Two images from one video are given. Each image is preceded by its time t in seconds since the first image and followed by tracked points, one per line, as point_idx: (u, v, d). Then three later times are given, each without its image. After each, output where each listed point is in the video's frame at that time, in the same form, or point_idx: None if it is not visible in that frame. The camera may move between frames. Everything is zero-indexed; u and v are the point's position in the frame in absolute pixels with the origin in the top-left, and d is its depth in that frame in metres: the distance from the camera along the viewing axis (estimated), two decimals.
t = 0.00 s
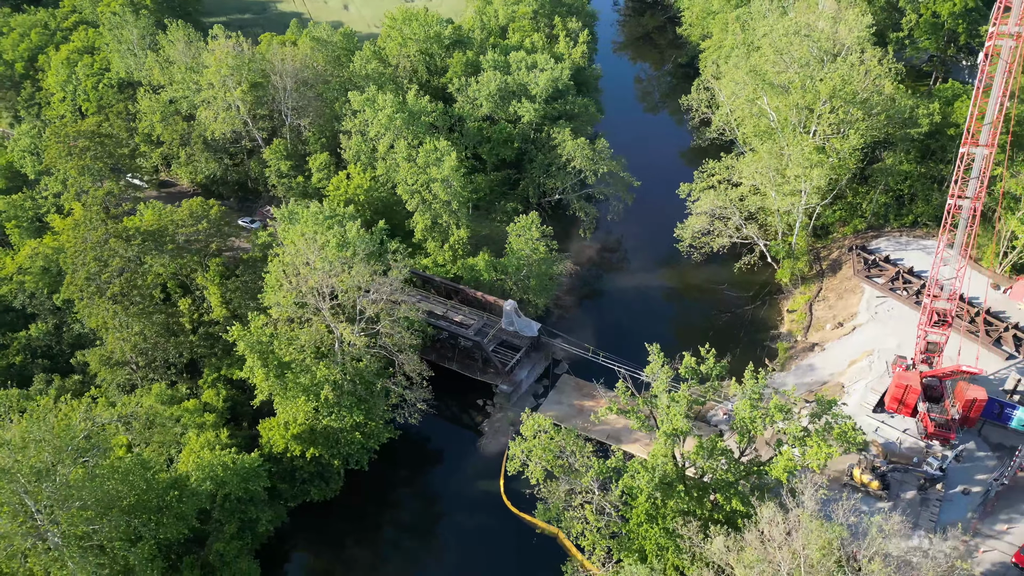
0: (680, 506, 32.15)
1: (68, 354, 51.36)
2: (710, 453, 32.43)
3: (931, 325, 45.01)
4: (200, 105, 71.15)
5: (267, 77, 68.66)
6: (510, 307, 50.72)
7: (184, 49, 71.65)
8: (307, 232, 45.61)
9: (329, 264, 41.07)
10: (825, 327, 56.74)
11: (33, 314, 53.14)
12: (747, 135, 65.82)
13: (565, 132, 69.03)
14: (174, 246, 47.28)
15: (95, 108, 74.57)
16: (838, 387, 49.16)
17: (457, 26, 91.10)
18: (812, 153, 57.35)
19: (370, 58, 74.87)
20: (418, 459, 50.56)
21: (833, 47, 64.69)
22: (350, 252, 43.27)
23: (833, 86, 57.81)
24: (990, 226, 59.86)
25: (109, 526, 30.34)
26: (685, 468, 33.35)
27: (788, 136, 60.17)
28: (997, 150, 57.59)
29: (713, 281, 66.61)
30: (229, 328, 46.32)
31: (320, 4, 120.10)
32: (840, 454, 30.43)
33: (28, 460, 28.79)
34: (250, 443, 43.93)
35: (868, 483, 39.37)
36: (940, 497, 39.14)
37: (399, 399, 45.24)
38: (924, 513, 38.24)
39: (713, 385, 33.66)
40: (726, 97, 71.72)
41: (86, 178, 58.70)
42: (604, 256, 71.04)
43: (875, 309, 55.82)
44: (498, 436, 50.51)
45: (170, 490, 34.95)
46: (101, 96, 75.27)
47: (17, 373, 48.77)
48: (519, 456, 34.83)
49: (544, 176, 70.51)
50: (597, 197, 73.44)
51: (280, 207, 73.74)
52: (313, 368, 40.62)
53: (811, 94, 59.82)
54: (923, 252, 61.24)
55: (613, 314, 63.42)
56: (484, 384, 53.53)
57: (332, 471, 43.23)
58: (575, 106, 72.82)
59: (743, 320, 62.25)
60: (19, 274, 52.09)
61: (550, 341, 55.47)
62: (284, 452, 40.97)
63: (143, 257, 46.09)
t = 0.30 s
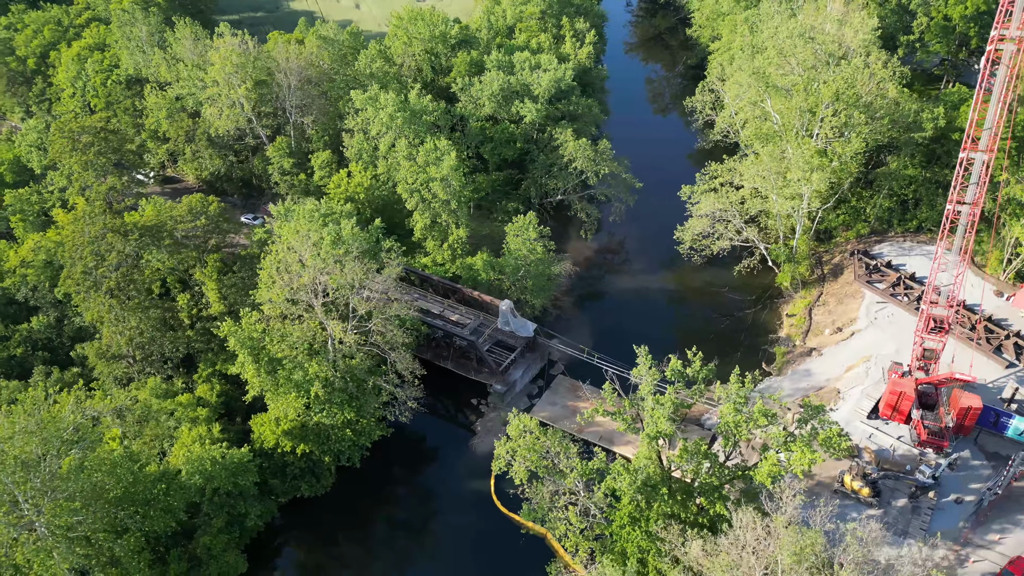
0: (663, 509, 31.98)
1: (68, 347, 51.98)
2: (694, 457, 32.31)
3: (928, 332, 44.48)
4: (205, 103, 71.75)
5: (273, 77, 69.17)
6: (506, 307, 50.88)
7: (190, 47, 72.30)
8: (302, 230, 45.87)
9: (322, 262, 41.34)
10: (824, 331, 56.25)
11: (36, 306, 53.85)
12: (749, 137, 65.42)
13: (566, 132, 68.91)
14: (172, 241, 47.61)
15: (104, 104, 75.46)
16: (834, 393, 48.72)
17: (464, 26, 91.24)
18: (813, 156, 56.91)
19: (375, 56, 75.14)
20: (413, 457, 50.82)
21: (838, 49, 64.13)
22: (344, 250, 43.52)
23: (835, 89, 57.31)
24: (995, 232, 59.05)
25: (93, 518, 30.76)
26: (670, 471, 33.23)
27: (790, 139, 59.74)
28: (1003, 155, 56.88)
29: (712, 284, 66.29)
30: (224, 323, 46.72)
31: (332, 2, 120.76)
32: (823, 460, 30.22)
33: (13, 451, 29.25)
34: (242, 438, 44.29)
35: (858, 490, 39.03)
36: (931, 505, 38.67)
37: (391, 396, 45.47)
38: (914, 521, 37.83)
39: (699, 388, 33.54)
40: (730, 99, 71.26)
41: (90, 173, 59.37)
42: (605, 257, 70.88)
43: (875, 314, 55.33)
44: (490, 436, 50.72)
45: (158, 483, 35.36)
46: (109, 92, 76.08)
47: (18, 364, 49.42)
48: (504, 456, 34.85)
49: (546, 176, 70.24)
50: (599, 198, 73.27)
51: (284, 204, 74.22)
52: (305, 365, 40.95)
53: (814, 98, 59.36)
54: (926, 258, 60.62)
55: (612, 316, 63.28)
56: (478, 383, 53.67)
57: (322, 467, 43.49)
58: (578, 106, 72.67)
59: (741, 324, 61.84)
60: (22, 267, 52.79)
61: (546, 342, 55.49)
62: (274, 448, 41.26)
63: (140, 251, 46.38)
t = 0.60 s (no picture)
0: (645, 512, 31.87)
1: (68, 340, 52.54)
2: (677, 460, 32.24)
3: (924, 339, 44.02)
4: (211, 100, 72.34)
5: (277, 76, 69.55)
6: (502, 307, 51.00)
7: (197, 45, 73.02)
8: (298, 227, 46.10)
9: (315, 259, 41.67)
10: (822, 337, 55.87)
11: (38, 299, 54.53)
12: (751, 141, 65.01)
13: (568, 133, 68.77)
14: (169, 236, 47.97)
15: (111, 100, 76.32)
16: (829, 398, 48.31)
17: (471, 26, 91.34)
18: (814, 160, 56.47)
19: (381, 55, 75.48)
20: (407, 455, 51.10)
21: (843, 52, 63.54)
22: (338, 247, 43.75)
23: (837, 93, 56.83)
24: (1000, 239, 58.25)
25: (78, 509, 31.19)
26: (653, 474, 33.21)
27: (791, 142, 59.30)
28: (1008, 160, 56.10)
29: (710, 287, 65.98)
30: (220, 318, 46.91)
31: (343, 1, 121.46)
32: (805, 465, 30.10)
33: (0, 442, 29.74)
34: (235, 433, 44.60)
35: (849, 497, 38.68)
36: (922, 514, 38.30)
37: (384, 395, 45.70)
38: (904, 529, 37.47)
39: (686, 392, 33.34)
40: (734, 101, 70.77)
41: (93, 168, 59.96)
42: (606, 259, 70.70)
43: (874, 320, 54.87)
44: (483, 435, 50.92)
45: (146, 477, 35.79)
46: (118, 89, 76.97)
47: (18, 356, 49.94)
48: (489, 456, 34.90)
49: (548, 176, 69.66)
50: (600, 199, 73.12)
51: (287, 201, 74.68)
52: (297, 362, 41.18)
53: (816, 101, 58.90)
54: (929, 264, 59.96)
55: (610, 318, 63.11)
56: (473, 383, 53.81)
57: (313, 464, 43.74)
58: (581, 107, 72.55)
59: (740, 327, 61.51)
60: (25, 260, 53.44)
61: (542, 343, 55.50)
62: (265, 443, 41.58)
63: (136, 246, 47.01)
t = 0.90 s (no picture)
0: (627, 515, 31.78)
1: (68, 333, 53.03)
2: (660, 463, 32.14)
3: (919, 345, 43.54)
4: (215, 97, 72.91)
5: (280, 74, 69.96)
6: (498, 307, 51.09)
7: (203, 42, 73.63)
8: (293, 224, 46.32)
9: (308, 257, 41.92)
10: (820, 341, 55.47)
11: (41, 292, 55.19)
12: (752, 143, 64.61)
13: (569, 133, 68.68)
14: (167, 232, 48.49)
15: (119, 96, 77.14)
16: (824, 403, 47.94)
17: (477, 26, 91.40)
18: (814, 163, 56.04)
19: (385, 54, 75.80)
20: (402, 453, 51.50)
21: (847, 55, 63.02)
22: (331, 245, 43.96)
23: (838, 96, 56.35)
24: (1004, 245, 57.51)
25: (64, 500, 31.61)
26: (637, 477, 33.13)
27: (792, 145, 58.90)
28: (1013, 166, 55.35)
29: (709, 290, 65.67)
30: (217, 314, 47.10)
31: None
32: (788, 470, 29.97)
33: None
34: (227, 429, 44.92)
35: (838, 503, 38.35)
36: (913, 521, 37.75)
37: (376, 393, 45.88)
38: (893, 537, 37.09)
39: (671, 395, 33.22)
40: (737, 103, 70.34)
41: (97, 164, 60.66)
42: (607, 260, 70.54)
43: (873, 325, 54.37)
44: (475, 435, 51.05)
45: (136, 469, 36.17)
46: (126, 86, 77.86)
47: (19, 347, 50.34)
48: (474, 455, 34.96)
49: (548, 178, 69.48)
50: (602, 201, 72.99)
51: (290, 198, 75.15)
52: (288, 358, 41.40)
53: (818, 104, 58.44)
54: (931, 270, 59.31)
55: (608, 319, 62.95)
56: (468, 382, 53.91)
57: (303, 460, 43.98)
58: (583, 108, 72.40)
59: (737, 330, 61.22)
60: (28, 254, 54.12)
61: (537, 343, 55.51)
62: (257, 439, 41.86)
63: (132, 242, 47.89)
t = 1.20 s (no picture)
0: (609, 518, 31.74)
1: (69, 326, 53.71)
2: (643, 465, 32.07)
3: (914, 351, 43.20)
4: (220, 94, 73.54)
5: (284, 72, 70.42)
6: (494, 307, 51.20)
7: (209, 40, 74.27)
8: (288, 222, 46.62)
9: (301, 254, 42.24)
10: (817, 346, 55.00)
11: (43, 285, 55.93)
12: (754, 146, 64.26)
13: (571, 134, 68.65)
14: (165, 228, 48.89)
15: (127, 93, 78.01)
16: (818, 409, 47.62)
17: (484, 25, 91.54)
18: (814, 167, 55.69)
19: (389, 53, 76.13)
20: (401, 450, 52.00)
21: (851, 58, 62.52)
22: (325, 243, 44.28)
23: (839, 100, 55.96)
24: (1008, 252, 56.76)
25: (51, 492, 31.98)
26: (620, 479, 33.07)
27: (792, 149, 58.59)
28: (1018, 172, 54.64)
29: (708, 293, 65.36)
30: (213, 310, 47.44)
31: None
32: (770, 475, 29.86)
33: None
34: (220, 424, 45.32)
35: (827, 509, 38.11)
36: (902, 530, 37.47)
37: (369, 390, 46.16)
38: (881, 544, 36.79)
39: (656, 398, 33.17)
40: (740, 105, 69.94)
41: (100, 159, 61.40)
42: (607, 262, 70.42)
43: (871, 331, 53.89)
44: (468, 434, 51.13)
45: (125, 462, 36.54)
46: (134, 82, 78.71)
47: (19, 340, 51.08)
48: (459, 454, 35.06)
49: (549, 178, 69.33)
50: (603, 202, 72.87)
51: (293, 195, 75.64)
52: (280, 355, 41.73)
53: (819, 107, 58.07)
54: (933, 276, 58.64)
55: (606, 321, 62.83)
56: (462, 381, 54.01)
57: (294, 456, 44.25)
58: (585, 109, 72.28)
59: (735, 334, 60.87)
60: (31, 247, 54.87)
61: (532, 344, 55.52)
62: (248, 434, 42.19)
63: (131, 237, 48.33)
